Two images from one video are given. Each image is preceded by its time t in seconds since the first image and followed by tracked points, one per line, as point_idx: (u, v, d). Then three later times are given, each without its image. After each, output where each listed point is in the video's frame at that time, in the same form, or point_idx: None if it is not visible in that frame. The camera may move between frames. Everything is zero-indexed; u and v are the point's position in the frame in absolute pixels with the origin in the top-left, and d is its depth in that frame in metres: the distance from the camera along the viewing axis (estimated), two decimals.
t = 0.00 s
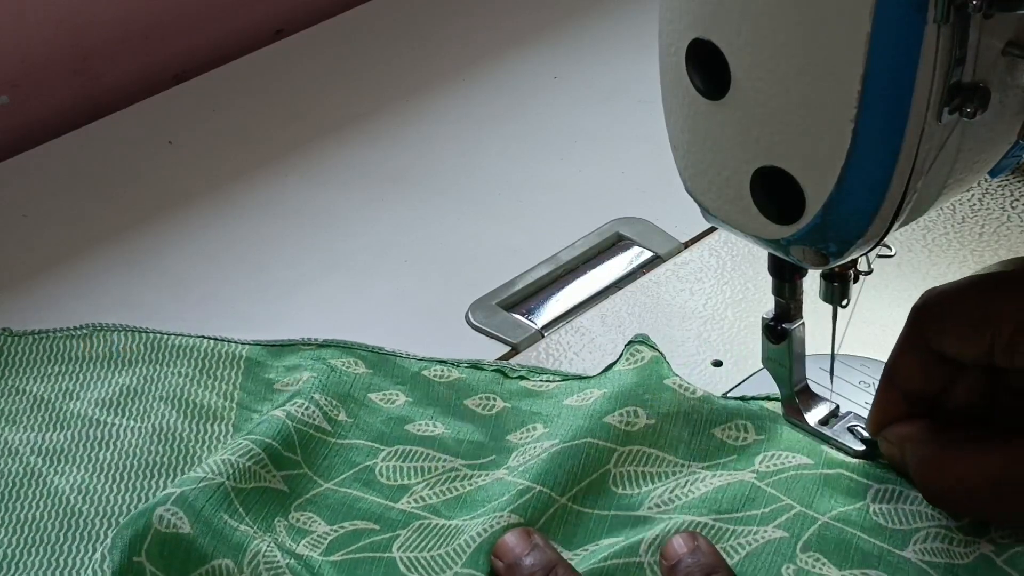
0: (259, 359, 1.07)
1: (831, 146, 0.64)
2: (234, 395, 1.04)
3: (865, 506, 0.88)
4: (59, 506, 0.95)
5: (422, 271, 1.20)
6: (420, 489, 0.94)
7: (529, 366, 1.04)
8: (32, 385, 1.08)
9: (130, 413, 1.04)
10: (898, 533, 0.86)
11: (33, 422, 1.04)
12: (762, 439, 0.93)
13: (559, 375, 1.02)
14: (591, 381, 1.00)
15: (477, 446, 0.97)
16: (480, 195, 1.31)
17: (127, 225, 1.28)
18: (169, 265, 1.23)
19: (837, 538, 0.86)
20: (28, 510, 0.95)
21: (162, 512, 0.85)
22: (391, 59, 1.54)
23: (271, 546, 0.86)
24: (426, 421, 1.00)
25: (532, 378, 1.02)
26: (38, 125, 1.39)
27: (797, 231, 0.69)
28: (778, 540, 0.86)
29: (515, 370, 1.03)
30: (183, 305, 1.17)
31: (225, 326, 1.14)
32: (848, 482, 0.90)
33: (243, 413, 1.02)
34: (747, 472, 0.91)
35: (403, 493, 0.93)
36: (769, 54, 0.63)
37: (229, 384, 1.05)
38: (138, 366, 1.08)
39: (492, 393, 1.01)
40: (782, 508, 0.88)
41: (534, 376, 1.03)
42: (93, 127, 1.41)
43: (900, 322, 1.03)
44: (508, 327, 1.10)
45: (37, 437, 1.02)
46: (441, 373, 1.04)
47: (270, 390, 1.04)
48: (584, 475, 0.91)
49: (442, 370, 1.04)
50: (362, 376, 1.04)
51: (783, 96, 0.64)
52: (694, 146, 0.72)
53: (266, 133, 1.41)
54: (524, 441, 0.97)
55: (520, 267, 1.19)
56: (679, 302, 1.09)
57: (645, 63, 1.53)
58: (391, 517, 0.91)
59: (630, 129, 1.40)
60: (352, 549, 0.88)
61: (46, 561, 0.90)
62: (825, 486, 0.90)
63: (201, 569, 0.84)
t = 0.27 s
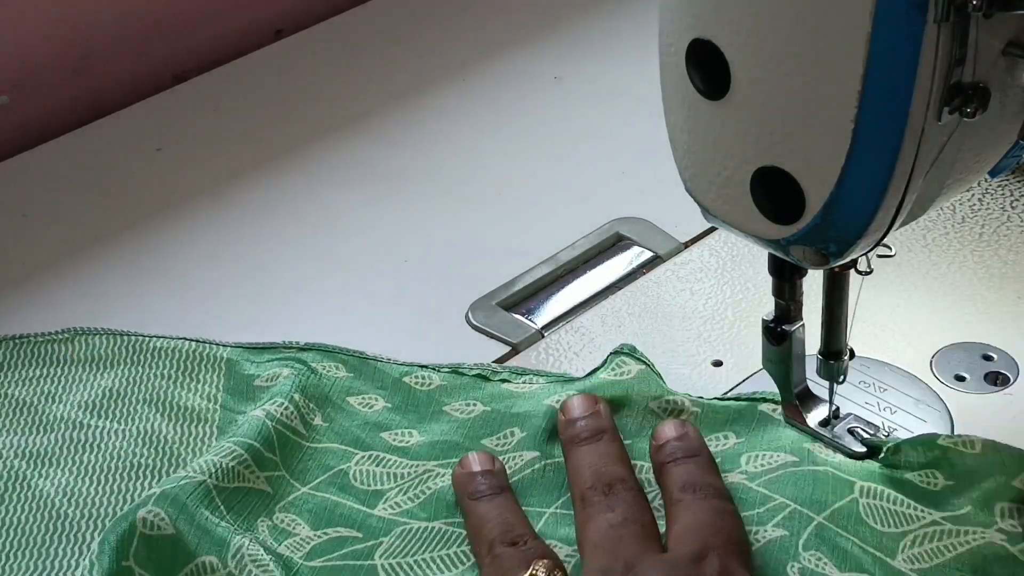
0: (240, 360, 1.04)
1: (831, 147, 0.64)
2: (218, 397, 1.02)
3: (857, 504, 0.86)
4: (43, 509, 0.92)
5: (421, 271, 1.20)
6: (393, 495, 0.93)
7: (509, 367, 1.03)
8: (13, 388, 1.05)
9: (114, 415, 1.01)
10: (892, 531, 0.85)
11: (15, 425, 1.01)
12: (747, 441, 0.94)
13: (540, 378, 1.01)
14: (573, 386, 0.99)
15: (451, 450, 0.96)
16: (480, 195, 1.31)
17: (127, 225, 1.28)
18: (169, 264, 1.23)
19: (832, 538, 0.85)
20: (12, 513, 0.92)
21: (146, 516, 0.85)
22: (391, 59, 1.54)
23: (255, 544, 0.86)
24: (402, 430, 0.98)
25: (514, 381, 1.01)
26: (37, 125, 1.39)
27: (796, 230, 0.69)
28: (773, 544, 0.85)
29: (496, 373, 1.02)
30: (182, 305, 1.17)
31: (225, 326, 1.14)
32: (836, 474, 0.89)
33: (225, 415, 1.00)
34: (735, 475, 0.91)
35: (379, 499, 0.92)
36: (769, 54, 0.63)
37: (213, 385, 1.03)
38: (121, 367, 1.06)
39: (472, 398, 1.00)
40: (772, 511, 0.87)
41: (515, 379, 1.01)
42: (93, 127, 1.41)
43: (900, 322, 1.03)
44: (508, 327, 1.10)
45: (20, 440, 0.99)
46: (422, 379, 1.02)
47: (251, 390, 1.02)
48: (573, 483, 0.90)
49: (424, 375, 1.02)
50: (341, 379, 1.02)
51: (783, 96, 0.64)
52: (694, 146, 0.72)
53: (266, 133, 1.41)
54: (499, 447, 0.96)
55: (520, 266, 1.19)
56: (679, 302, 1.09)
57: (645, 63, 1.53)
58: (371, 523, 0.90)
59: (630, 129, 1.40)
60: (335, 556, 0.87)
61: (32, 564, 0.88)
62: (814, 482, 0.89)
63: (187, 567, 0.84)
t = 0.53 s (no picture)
0: (241, 364, 1.04)
1: (831, 147, 0.64)
2: (217, 401, 1.01)
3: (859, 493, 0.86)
4: (42, 512, 0.92)
5: (422, 271, 1.20)
6: (396, 503, 0.93)
7: (511, 376, 1.03)
8: (12, 390, 1.05)
9: (113, 418, 1.01)
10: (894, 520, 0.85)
11: (14, 427, 1.01)
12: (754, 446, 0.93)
13: (541, 387, 1.01)
14: (574, 393, 0.98)
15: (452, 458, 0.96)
16: (480, 195, 1.31)
17: (127, 225, 1.28)
18: (169, 264, 1.23)
19: (835, 533, 0.84)
20: (10, 516, 0.92)
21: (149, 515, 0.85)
22: (391, 59, 1.54)
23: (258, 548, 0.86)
24: (403, 438, 0.98)
25: (515, 390, 1.01)
26: (38, 125, 1.39)
27: (796, 230, 0.69)
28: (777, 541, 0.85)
29: (496, 382, 1.01)
30: (182, 305, 1.17)
31: (225, 326, 1.14)
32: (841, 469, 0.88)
33: (225, 418, 1.00)
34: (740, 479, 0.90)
35: (381, 508, 0.92)
36: (769, 55, 0.63)
37: (212, 388, 1.03)
38: (121, 369, 1.06)
39: (473, 407, 1.00)
40: (775, 510, 0.87)
41: (516, 388, 1.01)
42: (94, 127, 1.41)
43: (900, 322, 1.03)
44: (508, 327, 1.10)
45: (19, 443, 0.99)
46: (422, 387, 1.02)
47: (251, 394, 1.01)
48: (573, 498, 0.89)
49: (423, 383, 1.02)
50: (341, 386, 1.02)
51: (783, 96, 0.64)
52: (694, 146, 0.72)
53: (266, 133, 1.41)
54: (502, 456, 0.95)
55: (520, 266, 1.19)
56: (679, 303, 1.09)
57: (645, 63, 1.53)
58: (372, 533, 0.90)
59: (630, 129, 1.40)
60: (337, 565, 0.88)
61: (31, 567, 0.88)
62: (816, 479, 0.88)
63: (190, 567, 0.84)
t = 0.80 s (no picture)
0: (225, 365, 1.05)
1: (831, 146, 0.64)
2: (202, 402, 1.02)
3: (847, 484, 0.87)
4: (29, 515, 0.92)
5: (422, 271, 1.20)
6: (385, 502, 0.93)
7: (493, 373, 1.03)
8: None
9: (99, 420, 1.01)
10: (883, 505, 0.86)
11: None
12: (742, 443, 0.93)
13: (525, 384, 1.01)
14: (556, 391, 0.98)
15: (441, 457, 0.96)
16: (480, 195, 1.31)
17: (127, 225, 1.28)
18: (169, 264, 1.23)
19: (825, 521, 0.85)
20: None
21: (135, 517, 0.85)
22: (391, 59, 1.54)
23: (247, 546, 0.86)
24: (390, 436, 0.98)
25: (498, 387, 1.01)
26: (38, 125, 1.39)
27: (796, 231, 0.69)
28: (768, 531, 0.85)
29: (480, 379, 1.02)
30: (183, 305, 1.17)
31: (225, 326, 1.14)
32: (830, 462, 0.89)
33: (210, 419, 1.00)
34: (730, 476, 0.90)
35: (370, 506, 0.92)
36: (770, 55, 0.63)
37: (197, 390, 1.03)
38: (104, 372, 1.06)
39: (457, 405, 1.00)
40: (765, 504, 0.88)
41: (500, 385, 1.01)
42: (94, 127, 1.41)
43: (900, 322, 1.03)
44: (508, 327, 1.10)
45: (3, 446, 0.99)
46: (405, 385, 1.02)
47: (236, 396, 1.02)
48: (563, 498, 0.88)
49: (406, 381, 1.02)
50: (326, 386, 1.02)
51: (783, 95, 0.64)
52: (694, 146, 0.72)
53: (266, 134, 1.41)
54: (491, 456, 0.96)
55: (520, 266, 1.19)
56: (679, 302, 1.09)
57: (645, 63, 1.53)
58: (363, 532, 0.90)
59: (630, 129, 1.40)
60: (326, 564, 0.87)
61: (20, 569, 0.88)
62: (803, 476, 0.89)
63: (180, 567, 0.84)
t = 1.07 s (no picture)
0: (187, 363, 1.03)
1: (832, 146, 0.64)
2: (166, 401, 1.00)
3: (810, 474, 0.87)
4: None
5: (422, 271, 1.20)
6: (348, 490, 0.92)
7: (456, 365, 1.03)
8: None
9: (63, 420, 0.98)
10: (848, 492, 0.85)
11: None
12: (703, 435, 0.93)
13: (487, 374, 1.02)
14: (517, 381, 1.00)
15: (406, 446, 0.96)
16: (480, 195, 1.31)
17: (127, 225, 1.28)
18: (169, 264, 1.23)
19: (785, 509, 0.85)
20: None
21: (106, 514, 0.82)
22: (391, 59, 1.54)
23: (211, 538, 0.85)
24: (354, 426, 0.98)
25: (460, 377, 1.02)
26: (38, 125, 1.39)
27: (796, 230, 0.69)
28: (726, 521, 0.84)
29: (442, 370, 1.02)
30: (182, 305, 1.17)
31: (225, 326, 1.14)
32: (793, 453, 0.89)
33: (176, 417, 0.98)
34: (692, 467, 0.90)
35: (332, 495, 0.92)
36: (770, 54, 0.63)
37: (159, 390, 1.01)
38: (63, 375, 1.03)
39: (420, 396, 1.00)
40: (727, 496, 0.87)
41: (462, 375, 1.02)
42: (94, 128, 1.41)
43: (900, 322, 1.03)
44: (508, 327, 1.10)
45: None
46: (368, 375, 1.02)
47: (200, 394, 1.00)
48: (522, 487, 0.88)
49: (369, 371, 1.03)
50: (288, 380, 1.02)
51: (783, 95, 0.64)
52: (694, 146, 0.72)
53: (266, 134, 1.41)
54: (454, 445, 0.96)
55: (520, 266, 1.19)
56: (679, 302, 1.09)
57: (645, 63, 1.53)
58: (323, 519, 0.89)
59: (630, 129, 1.40)
60: (286, 552, 0.87)
61: None
62: (767, 467, 0.89)
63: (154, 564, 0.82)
